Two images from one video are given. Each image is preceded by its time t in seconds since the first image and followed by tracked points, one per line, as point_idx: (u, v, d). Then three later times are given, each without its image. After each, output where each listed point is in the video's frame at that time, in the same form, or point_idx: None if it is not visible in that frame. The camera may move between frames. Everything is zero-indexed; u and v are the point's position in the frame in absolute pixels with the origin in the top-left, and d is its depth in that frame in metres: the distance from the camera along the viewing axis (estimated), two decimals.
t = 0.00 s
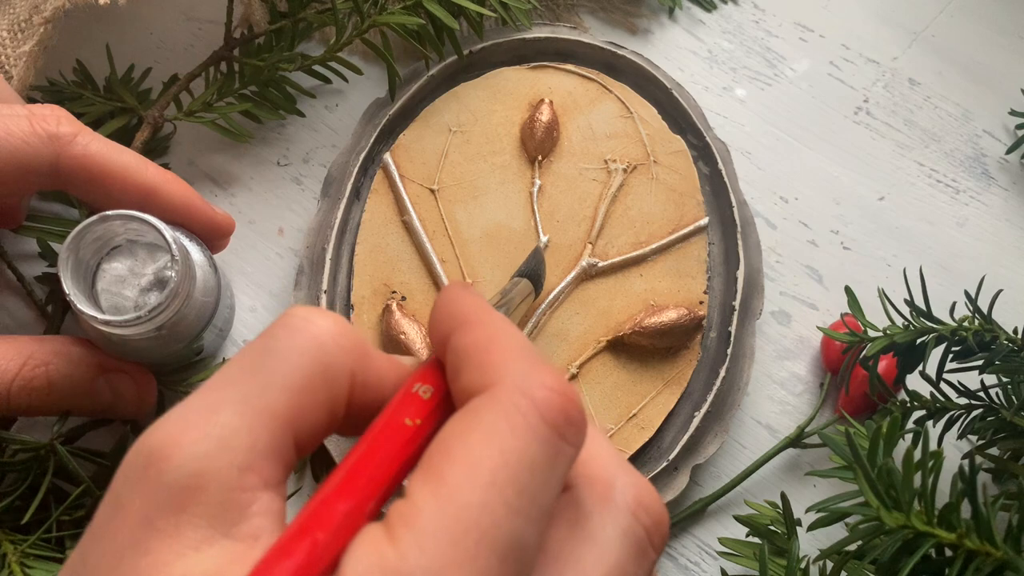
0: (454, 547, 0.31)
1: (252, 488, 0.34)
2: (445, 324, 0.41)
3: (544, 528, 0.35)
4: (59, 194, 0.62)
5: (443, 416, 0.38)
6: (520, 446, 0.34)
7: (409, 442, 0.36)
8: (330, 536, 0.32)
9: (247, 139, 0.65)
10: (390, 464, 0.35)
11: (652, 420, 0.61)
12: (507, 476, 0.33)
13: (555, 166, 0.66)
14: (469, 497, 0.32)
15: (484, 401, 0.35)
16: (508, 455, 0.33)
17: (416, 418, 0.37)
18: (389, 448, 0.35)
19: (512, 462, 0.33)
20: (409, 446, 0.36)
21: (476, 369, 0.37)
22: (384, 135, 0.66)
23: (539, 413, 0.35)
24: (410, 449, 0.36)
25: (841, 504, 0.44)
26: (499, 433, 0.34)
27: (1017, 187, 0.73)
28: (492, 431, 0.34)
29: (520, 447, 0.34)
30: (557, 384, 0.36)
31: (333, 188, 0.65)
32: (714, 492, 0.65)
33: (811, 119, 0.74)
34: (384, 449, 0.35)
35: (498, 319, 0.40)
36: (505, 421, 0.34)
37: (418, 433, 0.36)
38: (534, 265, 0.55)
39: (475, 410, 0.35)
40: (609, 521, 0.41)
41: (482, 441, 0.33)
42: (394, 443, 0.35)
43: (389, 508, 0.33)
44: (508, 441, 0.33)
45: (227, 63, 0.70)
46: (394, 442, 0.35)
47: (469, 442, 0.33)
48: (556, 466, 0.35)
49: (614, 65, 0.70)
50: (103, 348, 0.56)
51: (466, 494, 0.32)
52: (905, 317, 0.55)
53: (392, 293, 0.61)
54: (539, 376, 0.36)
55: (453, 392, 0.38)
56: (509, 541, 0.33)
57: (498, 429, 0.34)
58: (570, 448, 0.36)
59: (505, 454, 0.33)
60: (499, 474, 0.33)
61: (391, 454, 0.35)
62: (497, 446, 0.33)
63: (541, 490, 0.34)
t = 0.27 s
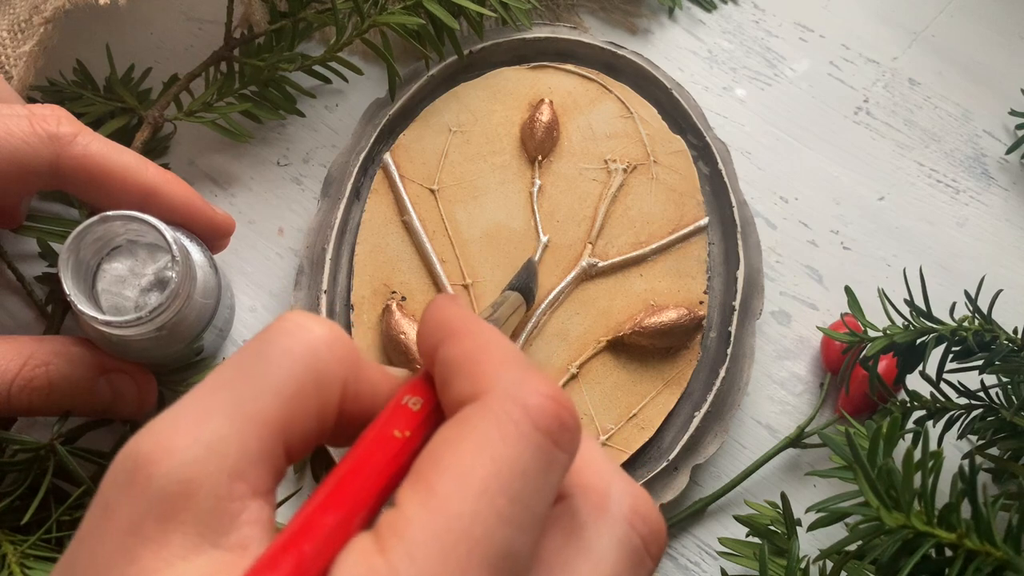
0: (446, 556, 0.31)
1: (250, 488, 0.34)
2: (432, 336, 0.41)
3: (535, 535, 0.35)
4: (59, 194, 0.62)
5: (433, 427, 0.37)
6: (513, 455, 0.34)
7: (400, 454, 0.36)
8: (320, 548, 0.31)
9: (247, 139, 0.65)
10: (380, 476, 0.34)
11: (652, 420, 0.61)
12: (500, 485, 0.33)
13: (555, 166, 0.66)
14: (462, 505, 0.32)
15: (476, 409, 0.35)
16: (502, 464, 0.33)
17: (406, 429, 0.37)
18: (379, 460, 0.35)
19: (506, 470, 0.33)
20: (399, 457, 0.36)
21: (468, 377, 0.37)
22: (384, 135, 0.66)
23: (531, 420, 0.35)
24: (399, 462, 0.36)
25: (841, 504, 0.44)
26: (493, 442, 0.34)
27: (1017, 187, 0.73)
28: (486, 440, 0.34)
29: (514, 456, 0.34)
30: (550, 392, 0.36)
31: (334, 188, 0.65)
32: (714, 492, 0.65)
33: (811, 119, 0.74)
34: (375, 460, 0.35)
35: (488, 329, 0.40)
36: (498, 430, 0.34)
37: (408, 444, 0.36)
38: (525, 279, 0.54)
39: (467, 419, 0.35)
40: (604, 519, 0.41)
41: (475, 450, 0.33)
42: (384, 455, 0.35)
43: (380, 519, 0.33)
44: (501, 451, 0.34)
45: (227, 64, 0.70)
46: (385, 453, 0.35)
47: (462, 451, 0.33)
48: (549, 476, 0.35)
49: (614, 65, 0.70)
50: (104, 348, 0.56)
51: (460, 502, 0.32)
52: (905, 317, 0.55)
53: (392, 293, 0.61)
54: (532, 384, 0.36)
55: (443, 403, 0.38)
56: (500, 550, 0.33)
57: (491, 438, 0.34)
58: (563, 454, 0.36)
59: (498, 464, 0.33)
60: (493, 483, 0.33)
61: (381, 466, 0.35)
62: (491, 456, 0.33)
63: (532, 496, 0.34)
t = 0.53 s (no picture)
0: None
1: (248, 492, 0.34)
2: (424, 354, 0.40)
3: (533, 553, 0.35)
4: (59, 194, 0.62)
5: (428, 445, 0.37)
6: (508, 474, 0.33)
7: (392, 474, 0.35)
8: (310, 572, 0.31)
9: (247, 139, 0.65)
10: (372, 497, 0.34)
11: (652, 420, 0.61)
12: (494, 506, 0.33)
13: (555, 166, 0.66)
14: (455, 526, 0.32)
15: (473, 427, 0.35)
16: (496, 484, 0.33)
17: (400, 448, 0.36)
18: (371, 480, 0.34)
19: (501, 488, 0.33)
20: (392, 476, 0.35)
21: (462, 394, 0.37)
22: (384, 135, 0.66)
23: (529, 436, 0.34)
24: (391, 483, 0.35)
25: (840, 504, 0.44)
26: (488, 462, 0.33)
27: (1016, 188, 0.73)
28: (480, 459, 0.33)
29: (509, 475, 0.33)
30: (547, 407, 0.36)
31: (333, 189, 0.65)
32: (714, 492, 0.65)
33: (811, 119, 0.74)
34: (367, 481, 0.34)
35: (481, 345, 0.39)
36: (493, 448, 0.34)
37: (401, 463, 0.36)
38: (515, 299, 0.54)
39: (463, 437, 0.34)
40: (602, 534, 0.40)
41: (470, 469, 0.33)
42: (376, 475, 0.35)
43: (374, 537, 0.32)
44: (497, 470, 0.33)
45: (226, 64, 0.70)
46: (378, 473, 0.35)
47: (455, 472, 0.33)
48: (546, 493, 0.35)
49: (614, 65, 0.70)
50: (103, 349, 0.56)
51: (453, 522, 0.32)
52: (905, 317, 0.55)
53: (392, 293, 0.61)
54: (529, 399, 0.36)
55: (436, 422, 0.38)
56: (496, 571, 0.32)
57: (486, 458, 0.33)
58: (562, 469, 0.36)
59: (493, 484, 0.33)
60: (487, 504, 0.33)
61: (374, 487, 0.34)
62: (485, 475, 0.33)
63: (532, 512, 0.34)
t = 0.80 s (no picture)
0: None
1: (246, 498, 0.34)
2: (415, 366, 0.39)
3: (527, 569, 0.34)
4: (59, 194, 0.62)
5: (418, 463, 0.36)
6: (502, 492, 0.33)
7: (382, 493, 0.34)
8: None
9: (247, 139, 0.65)
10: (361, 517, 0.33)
11: (652, 420, 0.61)
12: (487, 525, 0.32)
13: (555, 166, 0.66)
14: (447, 546, 0.31)
15: (466, 444, 0.34)
16: (490, 502, 0.32)
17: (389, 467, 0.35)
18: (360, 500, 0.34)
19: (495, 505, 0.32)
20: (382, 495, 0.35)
21: (455, 410, 0.36)
22: (384, 135, 0.66)
23: (523, 452, 0.34)
24: (381, 503, 0.34)
25: (840, 504, 0.44)
26: (481, 479, 0.33)
27: (1016, 187, 0.73)
28: (474, 476, 0.33)
29: (503, 493, 0.33)
30: (542, 421, 0.35)
31: (333, 189, 0.65)
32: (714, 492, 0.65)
33: (811, 119, 0.74)
34: (356, 500, 0.34)
35: (472, 360, 0.38)
36: (486, 465, 0.33)
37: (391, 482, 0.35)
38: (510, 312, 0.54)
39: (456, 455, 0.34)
40: (598, 552, 0.40)
41: (463, 487, 0.32)
42: (366, 495, 0.34)
43: (363, 553, 0.32)
44: (490, 488, 0.33)
45: (226, 64, 0.70)
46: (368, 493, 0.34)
47: (447, 490, 0.32)
48: (541, 510, 0.34)
49: (614, 65, 0.70)
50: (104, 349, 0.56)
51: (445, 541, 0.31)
52: (905, 317, 0.55)
53: (392, 293, 0.61)
54: (524, 413, 0.35)
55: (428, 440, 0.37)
56: None
57: (479, 475, 0.33)
58: (557, 485, 0.35)
59: (486, 502, 0.32)
60: (480, 523, 0.32)
61: (363, 507, 0.34)
62: (478, 493, 0.32)
63: (527, 529, 0.33)
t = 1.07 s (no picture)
0: None
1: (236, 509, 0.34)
2: (414, 403, 0.38)
3: None
4: (58, 194, 0.62)
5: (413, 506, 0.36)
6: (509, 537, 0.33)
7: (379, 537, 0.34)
8: None
9: (247, 139, 0.65)
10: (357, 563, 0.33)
11: (652, 420, 0.61)
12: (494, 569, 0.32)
13: (555, 166, 0.66)
14: None
15: (472, 486, 0.34)
16: (497, 547, 0.32)
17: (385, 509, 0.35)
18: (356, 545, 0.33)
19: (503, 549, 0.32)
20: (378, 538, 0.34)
21: (458, 450, 0.35)
22: (384, 135, 0.66)
23: (530, 494, 0.34)
24: (378, 547, 0.34)
25: (840, 503, 0.44)
26: (488, 523, 0.32)
27: (1016, 187, 0.73)
28: (481, 520, 0.32)
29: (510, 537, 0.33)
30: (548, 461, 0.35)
31: (333, 189, 0.65)
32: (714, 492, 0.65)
33: (811, 119, 0.74)
34: (353, 545, 0.33)
35: (471, 398, 0.38)
36: (494, 509, 0.33)
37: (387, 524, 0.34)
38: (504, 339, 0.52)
39: (462, 499, 0.33)
40: None
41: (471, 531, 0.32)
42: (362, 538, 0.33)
43: None
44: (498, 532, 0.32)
45: (226, 64, 0.70)
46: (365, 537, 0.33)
47: (454, 534, 0.32)
48: (546, 553, 0.34)
49: (614, 65, 0.70)
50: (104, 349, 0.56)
51: None
52: (905, 317, 0.55)
53: (392, 293, 0.61)
54: (530, 454, 0.35)
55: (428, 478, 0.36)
56: None
57: (485, 519, 0.33)
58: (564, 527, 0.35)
59: (494, 547, 0.32)
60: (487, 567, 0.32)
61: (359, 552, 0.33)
62: (485, 538, 0.32)
63: (533, 574, 0.33)
